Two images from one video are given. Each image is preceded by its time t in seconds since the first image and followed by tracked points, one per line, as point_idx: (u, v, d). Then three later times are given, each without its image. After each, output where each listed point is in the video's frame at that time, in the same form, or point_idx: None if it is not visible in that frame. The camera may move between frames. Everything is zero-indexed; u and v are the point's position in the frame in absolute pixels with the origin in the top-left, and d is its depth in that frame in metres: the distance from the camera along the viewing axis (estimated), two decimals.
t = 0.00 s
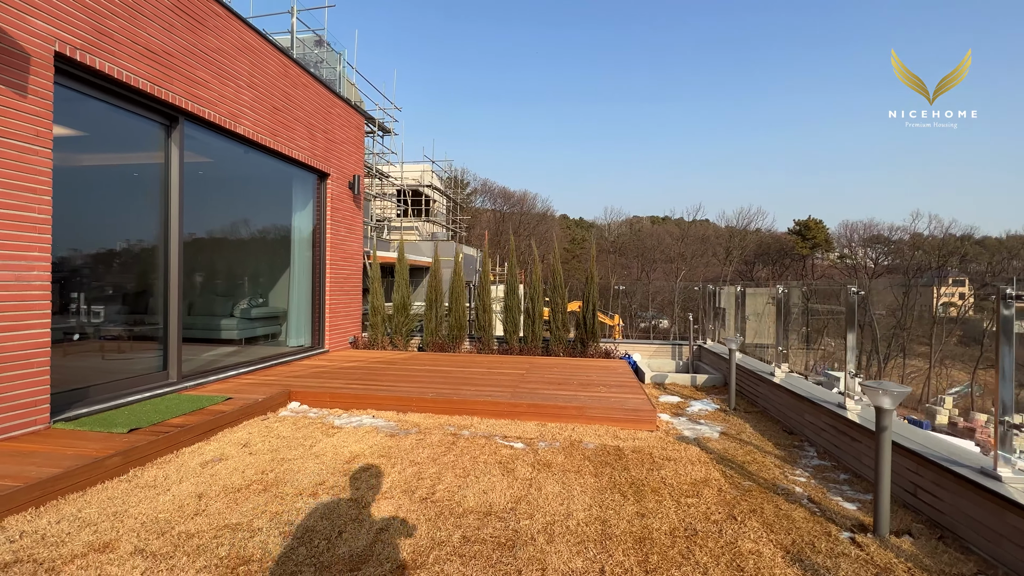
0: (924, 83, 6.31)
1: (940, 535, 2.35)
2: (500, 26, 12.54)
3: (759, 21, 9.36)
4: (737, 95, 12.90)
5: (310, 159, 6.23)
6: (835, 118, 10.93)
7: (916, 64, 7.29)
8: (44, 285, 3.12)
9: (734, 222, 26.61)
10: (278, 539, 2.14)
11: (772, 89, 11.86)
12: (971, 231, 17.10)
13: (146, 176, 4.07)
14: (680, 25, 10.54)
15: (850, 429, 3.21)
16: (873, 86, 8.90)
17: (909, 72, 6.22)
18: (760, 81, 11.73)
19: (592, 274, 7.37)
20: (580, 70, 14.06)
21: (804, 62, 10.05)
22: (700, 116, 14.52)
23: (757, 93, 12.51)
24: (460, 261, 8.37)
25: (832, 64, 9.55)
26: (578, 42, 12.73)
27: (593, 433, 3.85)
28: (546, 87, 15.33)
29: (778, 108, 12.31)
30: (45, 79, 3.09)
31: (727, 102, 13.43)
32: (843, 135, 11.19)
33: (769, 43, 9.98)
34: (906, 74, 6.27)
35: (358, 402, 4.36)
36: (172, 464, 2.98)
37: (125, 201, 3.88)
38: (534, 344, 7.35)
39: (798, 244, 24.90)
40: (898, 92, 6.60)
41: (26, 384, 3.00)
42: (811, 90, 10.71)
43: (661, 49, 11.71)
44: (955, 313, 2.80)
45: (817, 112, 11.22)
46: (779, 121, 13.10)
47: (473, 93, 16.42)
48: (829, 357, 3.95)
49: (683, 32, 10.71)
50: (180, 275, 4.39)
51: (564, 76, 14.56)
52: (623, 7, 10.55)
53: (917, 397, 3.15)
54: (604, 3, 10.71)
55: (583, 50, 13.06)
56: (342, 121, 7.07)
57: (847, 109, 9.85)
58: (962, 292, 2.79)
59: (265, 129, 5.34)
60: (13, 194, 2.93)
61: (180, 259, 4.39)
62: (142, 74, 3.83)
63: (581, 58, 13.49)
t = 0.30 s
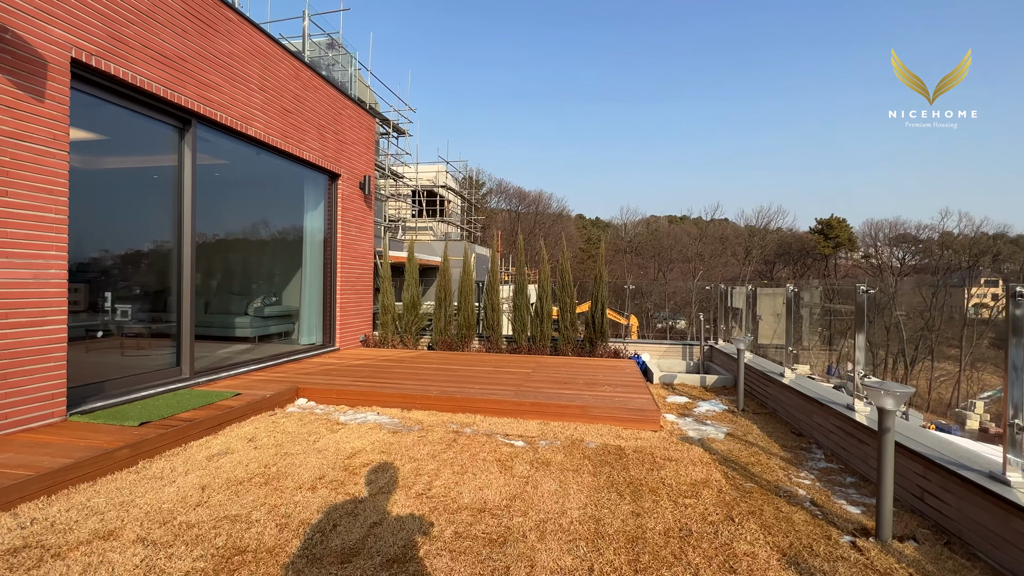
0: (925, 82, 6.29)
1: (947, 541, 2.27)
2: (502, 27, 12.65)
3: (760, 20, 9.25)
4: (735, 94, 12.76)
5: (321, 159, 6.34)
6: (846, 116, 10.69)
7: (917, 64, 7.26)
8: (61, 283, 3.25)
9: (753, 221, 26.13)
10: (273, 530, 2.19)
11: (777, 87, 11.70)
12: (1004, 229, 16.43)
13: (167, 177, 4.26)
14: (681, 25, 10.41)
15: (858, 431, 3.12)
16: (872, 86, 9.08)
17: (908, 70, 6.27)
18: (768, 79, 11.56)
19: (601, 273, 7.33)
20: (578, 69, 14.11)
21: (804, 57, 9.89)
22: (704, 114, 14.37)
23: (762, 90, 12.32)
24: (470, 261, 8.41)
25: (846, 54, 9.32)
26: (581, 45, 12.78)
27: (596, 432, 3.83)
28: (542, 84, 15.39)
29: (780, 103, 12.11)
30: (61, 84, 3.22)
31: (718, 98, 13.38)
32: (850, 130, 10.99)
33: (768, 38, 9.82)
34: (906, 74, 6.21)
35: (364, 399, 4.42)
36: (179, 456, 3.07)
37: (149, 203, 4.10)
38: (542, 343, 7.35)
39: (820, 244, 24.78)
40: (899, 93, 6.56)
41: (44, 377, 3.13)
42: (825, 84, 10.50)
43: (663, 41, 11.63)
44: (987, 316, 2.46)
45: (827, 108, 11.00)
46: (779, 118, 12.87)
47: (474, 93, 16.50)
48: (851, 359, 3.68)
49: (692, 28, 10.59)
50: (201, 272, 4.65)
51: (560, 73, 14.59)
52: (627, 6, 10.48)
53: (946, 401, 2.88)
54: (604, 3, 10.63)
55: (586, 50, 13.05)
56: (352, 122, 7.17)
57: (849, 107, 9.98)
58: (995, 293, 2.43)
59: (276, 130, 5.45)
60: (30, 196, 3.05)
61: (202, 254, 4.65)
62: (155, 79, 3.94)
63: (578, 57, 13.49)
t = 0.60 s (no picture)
0: (924, 83, 6.72)
1: (957, 550, 2.19)
2: (510, 21, 12.85)
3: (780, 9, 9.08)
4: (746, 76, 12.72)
5: (333, 160, 6.45)
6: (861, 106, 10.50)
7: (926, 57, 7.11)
8: (81, 282, 3.38)
9: (776, 221, 25.55)
10: (271, 523, 2.24)
11: (788, 72, 11.60)
12: None
13: (185, 180, 4.42)
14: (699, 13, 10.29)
15: (869, 435, 3.03)
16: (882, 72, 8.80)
17: (909, 71, 6.65)
18: (780, 64, 11.47)
19: (612, 272, 7.31)
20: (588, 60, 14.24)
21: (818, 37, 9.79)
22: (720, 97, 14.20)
23: (775, 79, 12.23)
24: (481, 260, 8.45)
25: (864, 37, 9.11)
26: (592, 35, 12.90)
27: (600, 432, 3.81)
28: (550, 76, 15.54)
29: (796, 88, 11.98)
30: (81, 91, 3.34)
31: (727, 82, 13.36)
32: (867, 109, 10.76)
33: (779, 17, 9.76)
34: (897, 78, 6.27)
35: (371, 396, 4.48)
36: (189, 450, 3.16)
37: (169, 206, 4.26)
38: (552, 343, 7.34)
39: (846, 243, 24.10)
40: (901, 92, 7.02)
41: (64, 372, 3.26)
42: (840, 72, 10.33)
43: (671, 27, 11.66)
44: None
45: (845, 91, 10.75)
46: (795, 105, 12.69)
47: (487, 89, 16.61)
48: (881, 361, 3.39)
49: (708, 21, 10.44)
50: (220, 271, 4.83)
51: (575, 64, 14.64)
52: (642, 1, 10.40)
53: (981, 408, 2.54)
54: None
55: (599, 40, 13.08)
56: (365, 124, 7.28)
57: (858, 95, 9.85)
58: None
59: (289, 133, 5.57)
60: (52, 198, 3.18)
61: (222, 253, 4.85)
62: (170, 83, 4.06)
63: (586, 48, 13.63)
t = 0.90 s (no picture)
0: (925, 83, 6.61)
1: (973, 561, 2.12)
2: (524, 21, 12.87)
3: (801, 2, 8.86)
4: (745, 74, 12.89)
5: (350, 163, 6.57)
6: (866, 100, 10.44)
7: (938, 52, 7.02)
8: (108, 282, 3.54)
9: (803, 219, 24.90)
10: (280, 517, 2.31)
11: (788, 70, 11.74)
12: None
13: (207, 184, 4.56)
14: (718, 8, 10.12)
15: (887, 441, 2.93)
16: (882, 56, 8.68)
17: (909, 70, 6.59)
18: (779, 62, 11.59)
19: (626, 272, 7.25)
20: (591, 61, 14.60)
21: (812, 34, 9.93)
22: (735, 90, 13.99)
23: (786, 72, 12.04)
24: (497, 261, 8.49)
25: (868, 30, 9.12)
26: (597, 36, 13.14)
27: (608, 434, 3.79)
28: (551, 75, 16.02)
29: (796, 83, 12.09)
30: (108, 100, 3.51)
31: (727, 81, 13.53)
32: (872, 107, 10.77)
33: (777, 13, 9.88)
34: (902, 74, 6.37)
35: (384, 395, 4.56)
36: (208, 445, 3.28)
37: (191, 209, 4.40)
38: (566, 344, 7.32)
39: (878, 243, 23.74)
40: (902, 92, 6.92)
41: (91, 369, 3.41)
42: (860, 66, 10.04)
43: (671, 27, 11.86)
44: None
45: (849, 86, 10.77)
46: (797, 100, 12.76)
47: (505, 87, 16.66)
48: (914, 364, 3.22)
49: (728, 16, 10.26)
50: (243, 271, 5.00)
51: (591, 62, 14.61)
52: None
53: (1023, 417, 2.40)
54: None
55: (617, 39, 13.01)
56: (381, 127, 7.40)
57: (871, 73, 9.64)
58: None
59: (307, 136, 5.71)
60: (81, 203, 3.35)
61: (245, 254, 5.04)
62: (192, 91, 4.21)
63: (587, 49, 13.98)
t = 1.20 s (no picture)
0: (925, 83, 6.63)
1: (995, 572, 2.05)
2: (543, 21, 12.88)
3: None
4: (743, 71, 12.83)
5: (370, 166, 6.72)
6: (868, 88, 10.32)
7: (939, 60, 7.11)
8: (140, 283, 3.72)
9: (833, 218, 24.15)
10: (296, 509, 2.41)
11: (786, 69, 11.60)
12: None
13: (234, 188, 4.73)
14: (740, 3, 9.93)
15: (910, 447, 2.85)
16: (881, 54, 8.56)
17: (908, 71, 6.61)
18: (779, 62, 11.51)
19: (644, 273, 7.19)
20: (604, 61, 14.66)
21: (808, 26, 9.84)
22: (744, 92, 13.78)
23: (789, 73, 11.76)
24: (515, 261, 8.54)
25: (869, 27, 8.96)
26: (604, 36, 13.15)
27: (622, 435, 3.79)
28: (568, 76, 16.03)
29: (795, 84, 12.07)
30: (141, 109, 3.69)
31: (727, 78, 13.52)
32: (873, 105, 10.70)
33: (778, 11, 9.84)
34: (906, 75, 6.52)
35: (401, 393, 4.65)
36: (232, 439, 3.42)
37: (219, 212, 4.57)
38: (583, 344, 7.31)
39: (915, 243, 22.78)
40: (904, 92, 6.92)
41: (125, 365, 3.60)
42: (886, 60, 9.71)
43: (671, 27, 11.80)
44: None
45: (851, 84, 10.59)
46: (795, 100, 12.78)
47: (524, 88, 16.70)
48: (954, 368, 3.04)
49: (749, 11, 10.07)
50: (268, 272, 5.17)
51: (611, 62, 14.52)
52: None
53: None
54: None
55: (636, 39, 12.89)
56: (401, 130, 7.54)
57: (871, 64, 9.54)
58: None
59: (328, 140, 5.86)
60: (117, 208, 3.54)
61: (272, 254, 5.23)
62: (219, 99, 4.38)
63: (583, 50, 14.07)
